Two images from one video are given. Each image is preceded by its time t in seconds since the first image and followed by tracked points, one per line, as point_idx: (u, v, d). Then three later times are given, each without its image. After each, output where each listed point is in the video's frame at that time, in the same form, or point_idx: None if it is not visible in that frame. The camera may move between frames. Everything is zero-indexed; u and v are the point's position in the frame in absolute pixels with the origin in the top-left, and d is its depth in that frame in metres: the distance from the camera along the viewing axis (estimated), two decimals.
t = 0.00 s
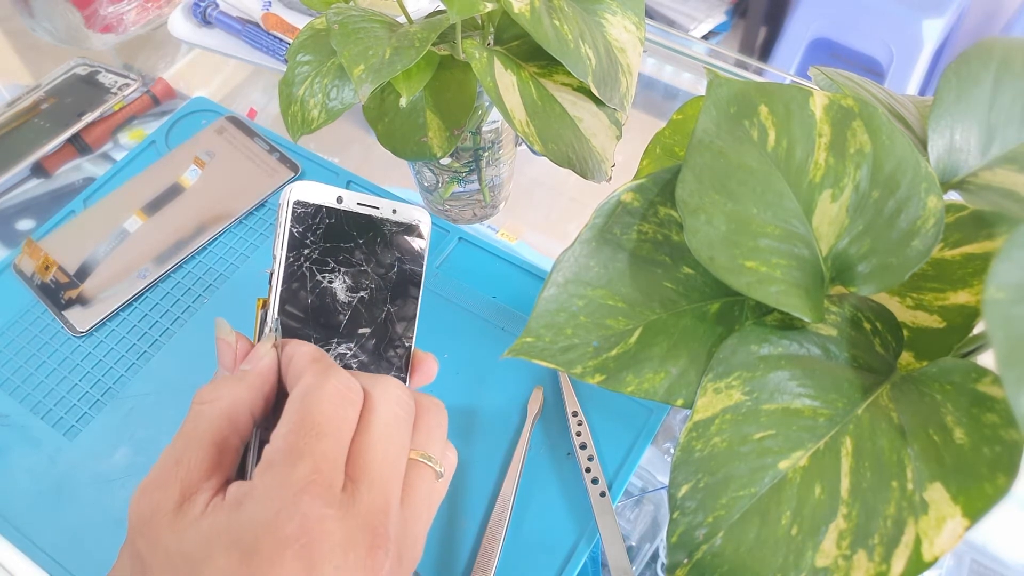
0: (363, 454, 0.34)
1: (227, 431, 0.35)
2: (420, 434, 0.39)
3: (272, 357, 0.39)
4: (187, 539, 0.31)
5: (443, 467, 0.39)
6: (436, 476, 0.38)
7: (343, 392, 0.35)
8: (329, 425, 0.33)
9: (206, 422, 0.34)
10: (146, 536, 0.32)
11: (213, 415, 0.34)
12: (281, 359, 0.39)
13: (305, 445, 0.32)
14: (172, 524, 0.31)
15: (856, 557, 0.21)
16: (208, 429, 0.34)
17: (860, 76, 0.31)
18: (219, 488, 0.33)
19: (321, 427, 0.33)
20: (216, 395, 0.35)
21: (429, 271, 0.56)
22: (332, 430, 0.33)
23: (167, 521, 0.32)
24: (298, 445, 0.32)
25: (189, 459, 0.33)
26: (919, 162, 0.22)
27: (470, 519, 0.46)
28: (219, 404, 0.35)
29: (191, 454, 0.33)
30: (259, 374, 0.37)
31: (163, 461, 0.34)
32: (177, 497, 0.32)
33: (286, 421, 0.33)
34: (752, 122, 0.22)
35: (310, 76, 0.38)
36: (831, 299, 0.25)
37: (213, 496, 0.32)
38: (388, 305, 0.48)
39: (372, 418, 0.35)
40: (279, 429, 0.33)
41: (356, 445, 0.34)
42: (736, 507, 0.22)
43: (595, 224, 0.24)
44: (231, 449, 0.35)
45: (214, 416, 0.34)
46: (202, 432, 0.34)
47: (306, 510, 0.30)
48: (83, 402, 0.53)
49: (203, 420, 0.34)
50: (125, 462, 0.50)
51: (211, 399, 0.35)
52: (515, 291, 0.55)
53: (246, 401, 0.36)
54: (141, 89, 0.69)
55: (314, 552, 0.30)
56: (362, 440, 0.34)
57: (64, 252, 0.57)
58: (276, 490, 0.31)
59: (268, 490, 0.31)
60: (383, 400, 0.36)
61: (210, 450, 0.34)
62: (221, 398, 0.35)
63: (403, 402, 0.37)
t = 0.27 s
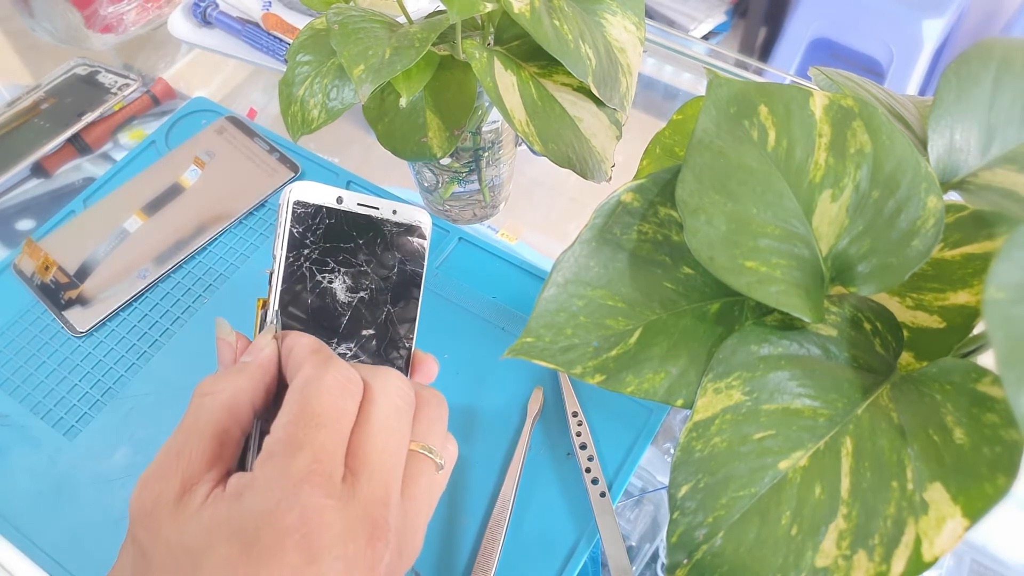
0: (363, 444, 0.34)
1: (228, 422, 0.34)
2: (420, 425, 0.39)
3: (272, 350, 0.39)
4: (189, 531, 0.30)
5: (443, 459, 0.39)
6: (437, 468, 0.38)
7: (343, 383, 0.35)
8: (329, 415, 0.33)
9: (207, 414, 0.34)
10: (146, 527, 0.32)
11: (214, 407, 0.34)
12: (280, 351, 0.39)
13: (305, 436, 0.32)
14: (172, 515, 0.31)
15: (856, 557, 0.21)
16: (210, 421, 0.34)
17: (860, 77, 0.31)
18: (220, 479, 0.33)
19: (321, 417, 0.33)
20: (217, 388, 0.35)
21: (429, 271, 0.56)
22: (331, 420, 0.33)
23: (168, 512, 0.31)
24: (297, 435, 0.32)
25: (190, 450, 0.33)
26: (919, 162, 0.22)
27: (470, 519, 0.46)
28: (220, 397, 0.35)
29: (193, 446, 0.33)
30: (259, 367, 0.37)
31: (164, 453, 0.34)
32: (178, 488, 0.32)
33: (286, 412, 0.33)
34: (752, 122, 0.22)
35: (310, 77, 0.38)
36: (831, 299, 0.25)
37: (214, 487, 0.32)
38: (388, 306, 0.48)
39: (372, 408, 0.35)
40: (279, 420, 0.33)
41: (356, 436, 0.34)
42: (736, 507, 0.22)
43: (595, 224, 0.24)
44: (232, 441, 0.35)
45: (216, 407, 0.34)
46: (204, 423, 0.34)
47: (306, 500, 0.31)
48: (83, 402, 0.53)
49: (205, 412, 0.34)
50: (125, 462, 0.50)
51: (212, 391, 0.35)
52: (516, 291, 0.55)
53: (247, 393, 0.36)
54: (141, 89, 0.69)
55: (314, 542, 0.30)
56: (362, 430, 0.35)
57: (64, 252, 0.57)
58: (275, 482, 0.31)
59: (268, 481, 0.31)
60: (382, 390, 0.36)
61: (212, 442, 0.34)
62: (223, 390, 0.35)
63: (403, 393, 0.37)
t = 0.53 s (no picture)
0: (363, 433, 0.34)
1: (229, 415, 0.35)
2: (421, 416, 0.39)
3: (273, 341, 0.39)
4: (189, 522, 0.31)
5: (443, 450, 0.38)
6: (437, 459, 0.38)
7: (343, 372, 0.35)
8: (329, 405, 0.33)
9: (208, 407, 0.34)
10: (148, 518, 0.32)
11: (215, 400, 0.34)
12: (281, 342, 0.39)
13: (304, 425, 0.32)
14: (173, 507, 0.31)
15: (856, 557, 0.21)
16: (211, 414, 0.34)
17: (860, 77, 0.31)
18: (221, 471, 0.33)
19: (322, 407, 0.33)
20: (219, 379, 0.35)
21: (429, 271, 0.56)
22: (332, 409, 0.33)
23: (169, 503, 0.32)
24: (297, 425, 0.32)
25: (191, 442, 0.33)
26: (919, 162, 0.22)
27: (470, 519, 0.46)
28: (221, 389, 0.35)
29: (194, 438, 0.33)
30: (260, 359, 0.37)
31: (166, 445, 0.34)
32: (179, 480, 0.32)
33: (286, 402, 0.33)
34: (752, 122, 0.22)
35: (310, 76, 0.38)
36: (831, 299, 0.25)
37: (214, 479, 0.32)
38: (389, 306, 0.48)
39: (372, 398, 0.35)
40: (279, 410, 0.33)
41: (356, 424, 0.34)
42: (736, 507, 0.22)
43: (595, 224, 0.24)
44: (233, 433, 0.35)
45: (217, 401, 0.34)
46: (205, 417, 0.34)
47: (306, 491, 0.31)
48: (83, 402, 0.53)
49: (206, 404, 0.34)
50: (125, 462, 0.50)
51: (213, 383, 0.35)
52: (516, 291, 0.55)
53: (248, 385, 0.36)
54: (141, 89, 0.69)
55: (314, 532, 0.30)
56: (362, 419, 0.34)
57: (64, 252, 0.57)
58: (276, 472, 0.31)
59: (268, 471, 0.31)
60: (383, 380, 0.36)
61: (212, 434, 0.34)
62: (224, 382, 0.35)
63: (404, 384, 0.37)
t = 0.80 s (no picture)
0: (365, 420, 0.34)
1: (232, 404, 0.35)
2: (423, 405, 0.38)
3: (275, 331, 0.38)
4: (192, 511, 0.31)
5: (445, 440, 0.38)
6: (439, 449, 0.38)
7: (344, 360, 0.34)
8: (330, 393, 0.33)
9: (211, 397, 0.34)
10: (150, 507, 0.32)
11: (218, 390, 0.34)
12: (284, 329, 0.39)
13: (306, 413, 0.32)
14: (174, 496, 0.32)
15: (856, 557, 0.21)
16: (213, 403, 0.34)
17: (860, 77, 0.31)
18: (223, 461, 0.33)
19: (323, 395, 0.33)
20: (221, 370, 0.35)
21: (429, 272, 0.56)
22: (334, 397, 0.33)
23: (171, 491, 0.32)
24: (299, 413, 0.32)
25: (193, 432, 0.33)
26: (919, 162, 0.21)
27: (470, 519, 0.46)
28: (223, 379, 0.35)
29: (196, 428, 0.34)
30: (263, 349, 0.37)
31: (169, 435, 0.34)
32: (181, 470, 0.33)
33: (288, 390, 0.33)
34: (752, 122, 0.22)
35: (310, 77, 0.38)
36: (831, 299, 0.25)
37: (216, 469, 0.33)
38: (389, 307, 0.48)
39: (374, 385, 0.35)
40: (280, 399, 0.33)
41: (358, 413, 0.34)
42: (736, 507, 0.22)
43: (595, 224, 0.24)
44: (235, 423, 0.35)
45: (219, 391, 0.34)
46: (207, 406, 0.34)
47: (307, 477, 0.31)
48: (83, 402, 0.53)
49: (208, 394, 0.34)
50: (125, 462, 0.50)
51: (216, 373, 0.35)
52: (516, 292, 0.55)
53: (251, 374, 0.36)
54: (142, 89, 0.69)
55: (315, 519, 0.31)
56: (364, 406, 0.34)
57: (64, 252, 0.57)
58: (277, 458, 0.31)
59: (268, 458, 0.31)
60: (385, 368, 0.36)
61: (214, 425, 0.34)
62: (226, 372, 0.35)
63: (407, 372, 0.37)
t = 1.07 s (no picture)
0: (366, 410, 0.34)
1: (233, 395, 0.35)
2: (423, 397, 0.39)
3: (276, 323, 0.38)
4: (193, 499, 0.31)
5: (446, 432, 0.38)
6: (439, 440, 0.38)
7: (345, 351, 0.34)
8: (331, 382, 0.33)
9: (212, 387, 0.34)
10: (152, 495, 0.32)
11: (219, 381, 0.34)
12: (285, 321, 0.38)
13: (307, 402, 0.32)
14: (176, 485, 0.32)
15: (856, 557, 0.21)
16: (215, 393, 0.34)
17: (860, 77, 0.31)
18: (224, 451, 0.33)
19: (324, 384, 0.33)
20: (221, 360, 0.35)
21: (429, 271, 0.56)
22: (335, 387, 0.33)
23: (172, 480, 0.32)
24: (300, 402, 0.32)
25: (194, 422, 0.33)
26: (919, 162, 0.21)
27: (470, 519, 0.46)
28: (224, 370, 0.35)
29: (197, 417, 0.34)
30: (264, 340, 0.37)
31: (169, 423, 0.34)
32: (183, 459, 0.33)
33: (288, 379, 0.33)
34: (752, 122, 0.22)
35: (310, 77, 0.38)
36: (831, 299, 0.25)
37: (217, 458, 0.32)
38: (389, 307, 0.48)
39: (376, 374, 0.35)
40: (282, 387, 0.33)
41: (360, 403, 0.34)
42: (736, 507, 0.22)
43: (595, 224, 0.24)
44: (236, 413, 0.35)
45: (220, 382, 0.34)
46: (209, 395, 0.34)
47: (308, 465, 0.31)
48: (83, 402, 0.53)
49: (209, 384, 0.34)
50: (125, 462, 0.50)
51: (215, 364, 0.35)
52: (516, 292, 0.55)
53: (253, 363, 0.36)
54: (141, 89, 0.69)
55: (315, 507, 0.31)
56: (366, 396, 0.34)
57: (64, 252, 0.57)
58: (278, 448, 0.31)
59: (270, 447, 0.31)
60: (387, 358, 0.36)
61: (216, 415, 0.34)
62: (226, 364, 0.35)
63: (408, 363, 0.37)
